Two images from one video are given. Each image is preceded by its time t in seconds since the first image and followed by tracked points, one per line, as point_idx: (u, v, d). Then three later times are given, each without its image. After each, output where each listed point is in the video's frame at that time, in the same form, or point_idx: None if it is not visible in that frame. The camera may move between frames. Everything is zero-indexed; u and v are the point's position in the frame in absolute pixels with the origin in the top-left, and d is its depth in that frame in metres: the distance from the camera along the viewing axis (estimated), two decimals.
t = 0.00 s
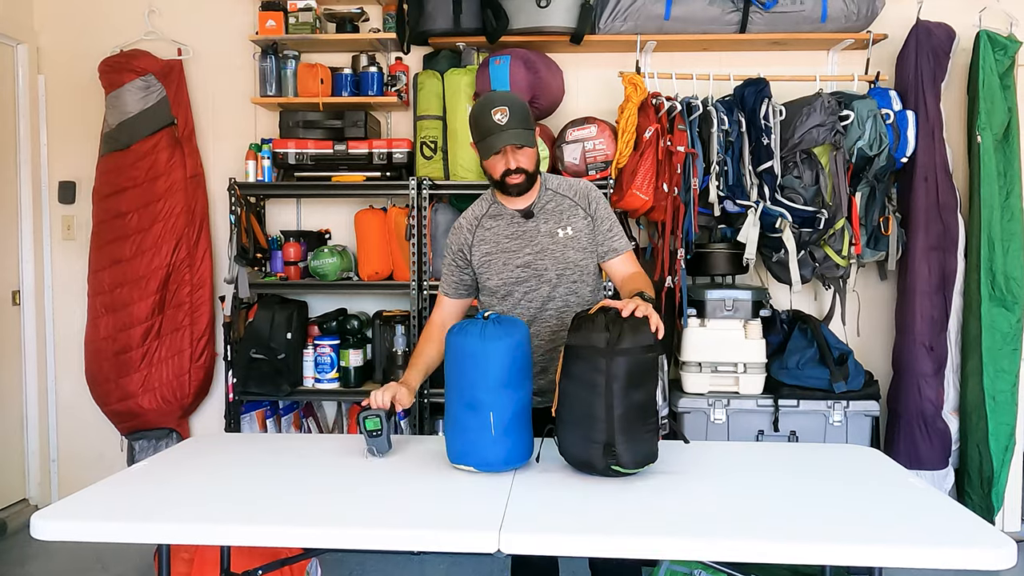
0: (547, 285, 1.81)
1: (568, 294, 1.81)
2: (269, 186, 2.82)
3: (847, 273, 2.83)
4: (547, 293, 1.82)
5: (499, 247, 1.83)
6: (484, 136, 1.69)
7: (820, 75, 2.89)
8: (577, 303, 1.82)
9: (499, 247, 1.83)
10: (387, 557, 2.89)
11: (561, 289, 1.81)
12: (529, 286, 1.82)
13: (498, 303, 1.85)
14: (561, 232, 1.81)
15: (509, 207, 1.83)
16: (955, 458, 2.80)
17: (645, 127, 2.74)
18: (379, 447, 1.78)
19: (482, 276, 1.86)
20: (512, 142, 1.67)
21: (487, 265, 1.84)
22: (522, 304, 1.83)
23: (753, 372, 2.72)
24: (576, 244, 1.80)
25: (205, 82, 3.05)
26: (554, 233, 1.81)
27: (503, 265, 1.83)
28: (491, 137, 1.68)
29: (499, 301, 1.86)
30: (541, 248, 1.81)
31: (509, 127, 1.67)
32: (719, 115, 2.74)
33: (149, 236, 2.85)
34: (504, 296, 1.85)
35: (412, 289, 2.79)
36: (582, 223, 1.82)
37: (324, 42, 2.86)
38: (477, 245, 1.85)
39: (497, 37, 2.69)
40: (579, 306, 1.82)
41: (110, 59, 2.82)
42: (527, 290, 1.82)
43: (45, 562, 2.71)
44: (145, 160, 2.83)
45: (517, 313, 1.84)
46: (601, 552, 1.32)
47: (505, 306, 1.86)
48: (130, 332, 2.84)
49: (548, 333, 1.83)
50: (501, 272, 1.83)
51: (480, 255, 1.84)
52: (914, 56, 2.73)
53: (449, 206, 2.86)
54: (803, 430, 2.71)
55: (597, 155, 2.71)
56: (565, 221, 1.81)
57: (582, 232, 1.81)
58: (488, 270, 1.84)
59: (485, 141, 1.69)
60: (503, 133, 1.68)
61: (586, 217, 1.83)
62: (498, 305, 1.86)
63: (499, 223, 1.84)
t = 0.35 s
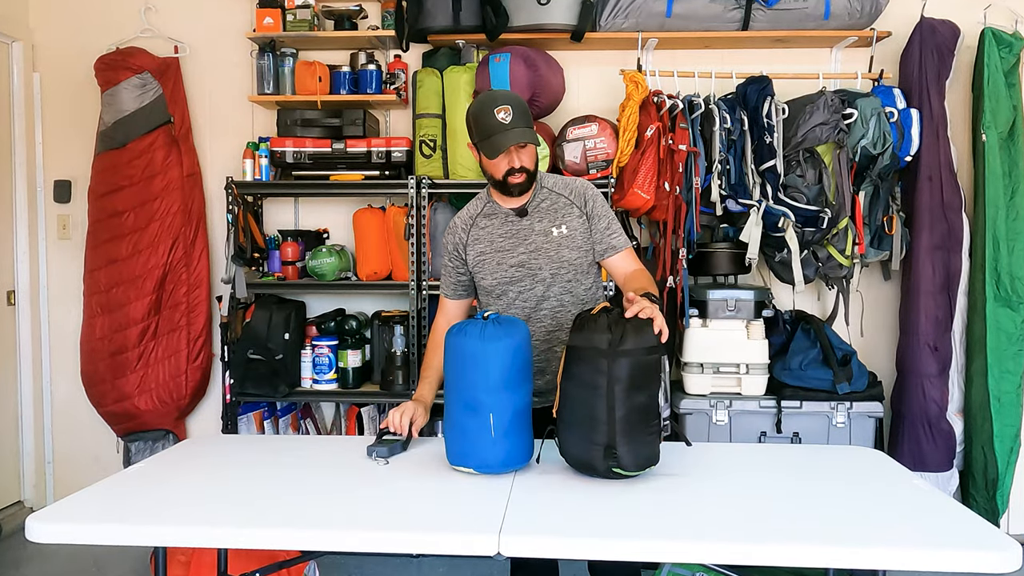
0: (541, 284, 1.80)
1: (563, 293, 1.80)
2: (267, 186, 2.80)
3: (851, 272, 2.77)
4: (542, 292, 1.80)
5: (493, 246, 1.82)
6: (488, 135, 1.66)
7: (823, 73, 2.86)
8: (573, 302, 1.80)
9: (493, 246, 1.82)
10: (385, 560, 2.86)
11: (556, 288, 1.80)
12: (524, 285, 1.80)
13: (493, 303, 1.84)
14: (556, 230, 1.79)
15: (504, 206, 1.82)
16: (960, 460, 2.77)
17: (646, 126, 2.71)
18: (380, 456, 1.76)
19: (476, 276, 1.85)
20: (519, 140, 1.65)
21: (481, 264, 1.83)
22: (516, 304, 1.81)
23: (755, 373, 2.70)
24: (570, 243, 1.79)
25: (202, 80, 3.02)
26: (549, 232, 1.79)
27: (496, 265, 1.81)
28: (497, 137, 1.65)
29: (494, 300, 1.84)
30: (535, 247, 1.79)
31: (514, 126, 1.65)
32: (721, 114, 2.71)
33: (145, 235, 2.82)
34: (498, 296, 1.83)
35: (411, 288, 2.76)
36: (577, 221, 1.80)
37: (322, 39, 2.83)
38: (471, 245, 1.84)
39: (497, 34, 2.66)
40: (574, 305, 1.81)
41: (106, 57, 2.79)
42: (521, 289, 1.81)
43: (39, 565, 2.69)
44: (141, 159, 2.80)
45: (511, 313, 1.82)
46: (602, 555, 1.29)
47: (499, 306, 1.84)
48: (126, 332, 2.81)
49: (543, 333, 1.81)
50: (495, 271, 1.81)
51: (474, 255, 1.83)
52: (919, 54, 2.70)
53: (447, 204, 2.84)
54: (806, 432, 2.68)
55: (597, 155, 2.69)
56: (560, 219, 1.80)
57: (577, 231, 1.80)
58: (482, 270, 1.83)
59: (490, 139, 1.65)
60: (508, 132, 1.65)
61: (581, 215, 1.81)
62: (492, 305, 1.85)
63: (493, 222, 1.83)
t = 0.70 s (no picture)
0: (550, 285, 1.77)
1: (571, 295, 1.77)
2: (264, 185, 2.78)
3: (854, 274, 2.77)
4: (551, 293, 1.78)
5: (504, 244, 1.80)
6: (506, 133, 1.65)
7: (826, 71, 2.83)
8: (581, 305, 1.77)
9: (504, 244, 1.80)
10: (383, 563, 2.83)
11: (565, 290, 1.77)
12: (532, 286, 1.78)
13: (502, 300, 1.82)
14: (567, 231, 1.76)
15: (517, 203, 1.80)
16: (964, 461, 2.75)
17: (648, 124, 2.68)
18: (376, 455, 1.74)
19: (486, 273, 1.83)
20: (537, 139, 1.65)
21: (491, 262, 1.81)
22: (524, 304, 1.79)
23: (758, 374, 2.67)
24: (582, 244, 1.76)
25: (199, 78, 2.99)
26: (560, 232, 1.76)
27: (506, 263, 1.79)
28: (515, 135, 1.65)
29: (502, 298, 1.82)
30: (546, 246, 1.77)
31: (533, 124, 1.65)
32: (723, 112, 2.69)
33: (141, 235, 2.79)
34: (507, 294, 1.81)
35: (410, 289, 2.73)
36: (590, 223, 1.77)
37: (320, 37, 2.81)
38: (482, 241, 1.82)
39: (497, 31, 2.64)
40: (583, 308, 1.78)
41: (102, 55, 2.76)
42: (529, 289, 1.79)
43: (34, 567, 2.66)
44: (137, 157, 2.77)
45: (519, 312, 1.80)
46: (603, 559, 1.27)
47: (508, 305, 1.82)
48: (122, 333, 2.78)
49: (551, 334, 1.79)
50: (505, 269, 1.80)
51: (484, 252, 1.81)
52: (922, 52, 2.68)
53: (446, 203, 2.82)
54: (809, 433, 2.66)
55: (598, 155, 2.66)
56: (573, 220, 1.77)
57: (589, 232, 1.76)
58: (491, 267, 1.81)
59: (507, 137, 1.65)
60: (526, 130, 1.65)
61: (594, 216, 1.77)
62: (501, 304, 1.83)
63: (504, 219, 1.80)
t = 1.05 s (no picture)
0: (572, 285, 1.78)
1: (593, 295, 1.78)
2: (261, 184, 2.75)
3: (858, 272, 2.74)
4: (572, 293, 1.79)
5: (528, 242, 1.79)
6: (525, 116, 1.72)
7: (830, 69, 2.80)
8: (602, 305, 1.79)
9: (528, 242, 1.79)
10: (381, 566, 2.80)
11: (587, 290, 1.78)
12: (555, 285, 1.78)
13: (522, 300, 1.81)
14: (592, 232, 1.77)
15: (540, 201, 1.80)
16: (969, 463, 2.72)
17: (649, 122, 2.66)
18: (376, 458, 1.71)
19: (507, 271, 1.82)
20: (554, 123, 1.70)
21: (514, 260, 1.79)
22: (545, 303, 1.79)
23: (760, 375, 2.64)
24: (605, 245, 1.77)
25: (196, 76, 2.97)
26: (584, 232, 1.77)
27: (529, 262, 1.79)
28: (533, 118, 1.71)
29: (523, 297, 1.82)
30: (570, 246, 1.77)
31: (551, 108, 1.70)
32: (726, 110, 2.66)
33: (137, 234, 2.76)
34: (528, 293, 1.81)
35: (410, 289, 2.71)
36: (613, 224, 1.79)
37: (319, 34, 2.78)
38: (505, 238, 1.80)
39: (497, 29, 2.62)
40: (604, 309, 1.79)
41: (98, 52, 2.74)
42: (551, 289, 1.79)
43: (29, 570, 2.64)
44: (133, 156, 2.74)
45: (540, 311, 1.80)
46: (605, 562, 1.24)
47: (527, 304, 1.82)
48: (118, 333, 2.76)
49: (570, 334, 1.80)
50: (528, 268, 1.79)
51: (507, 250, 1.80)
52: (927, 49, 2.65)
53: (446, 203, 2.78)
54: (812, 435, 2.63)
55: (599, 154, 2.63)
56: (596, 220, 1.78)
57: (613, 233, 1.78)
58: (514, 266, 1.80)
59: (525, 122, 1.72)
60: (544, 114, 1.71)
61: (617, 217, 1.79)
62: (521, 302, 1.82)
63: (528, 217, 1.80)
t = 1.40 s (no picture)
0: (589, 283, 1.76)
1: (609, 294, 1.77)
2: (259, 183, 2.71)
3: (861, 272, 2.71)
4: (589, 291, 1.77)
5: (547, 238, 1.76)
6: (538, 111, 1.72)
7: (833, 66, 2.78)
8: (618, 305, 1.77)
9: (548, 237, 1.76)
10: (380, 568, 2.77)
11: (604, 289, 1.76)
12: (572, 282, 1.76)
13: (538, 296, 1.78)
14: (611, 230, 1.75)
15: (560, 197, 1.78)
16: (974, 465, 2.69)
17: (651, 121, 2.63)
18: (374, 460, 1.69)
19: (524, 265, 1.78)
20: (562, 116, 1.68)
21: (532, 254, 1.76)
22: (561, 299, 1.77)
23: (763, 376, 2.62)
24: (623, 244, 1.75)
25: (193, 73, 2.94)
26: (603, 230, 1.75)
27: (548, 257, 1.76)
28: (544, 112, 1.71)
29: (538, 293, 1.78)
30: (589, 244, 1.75)
31: (562, 102, 1.69)
32: (728, 108, 2.64)
33: (134, 234, 2.73)
34: (543, 289, 1.78)
35: (409, 288, 2.68)
36: (632, 224, 1.77)
37: (317, 32, 2.75)
38: (524, 232, 1.77)
39: (496, 26, 2.59)
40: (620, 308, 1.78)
41: (94, 50, 2.71)
42: (568, 286, 1.77)
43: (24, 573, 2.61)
44: (129, 155, 2.72)
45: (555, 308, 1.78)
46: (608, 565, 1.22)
47: (542, 300, 1.79)
48: (114, 334, 2.73)
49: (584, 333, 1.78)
50: (545, 263, 1.76)
51: (526, 244, 1.76)
52: (931, 47, 2.63)
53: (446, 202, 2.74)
54: (815, 436, 2.60)
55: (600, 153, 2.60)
56: (616, 219, 1.76)
57: (631, 233, 1.76)
58: (532, 260, 1.77)
59: (537, 116, 1.73)
60: (555, 108, 1.70)
61: (636, 217, 1.78)
62: (536, 298, 1.79)
63: (548, 212, 1.77)
